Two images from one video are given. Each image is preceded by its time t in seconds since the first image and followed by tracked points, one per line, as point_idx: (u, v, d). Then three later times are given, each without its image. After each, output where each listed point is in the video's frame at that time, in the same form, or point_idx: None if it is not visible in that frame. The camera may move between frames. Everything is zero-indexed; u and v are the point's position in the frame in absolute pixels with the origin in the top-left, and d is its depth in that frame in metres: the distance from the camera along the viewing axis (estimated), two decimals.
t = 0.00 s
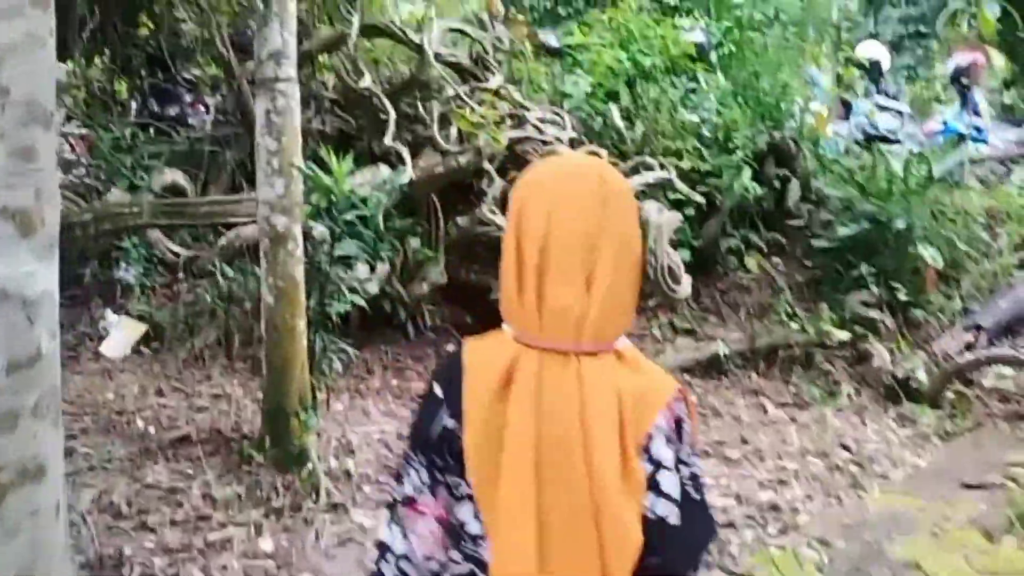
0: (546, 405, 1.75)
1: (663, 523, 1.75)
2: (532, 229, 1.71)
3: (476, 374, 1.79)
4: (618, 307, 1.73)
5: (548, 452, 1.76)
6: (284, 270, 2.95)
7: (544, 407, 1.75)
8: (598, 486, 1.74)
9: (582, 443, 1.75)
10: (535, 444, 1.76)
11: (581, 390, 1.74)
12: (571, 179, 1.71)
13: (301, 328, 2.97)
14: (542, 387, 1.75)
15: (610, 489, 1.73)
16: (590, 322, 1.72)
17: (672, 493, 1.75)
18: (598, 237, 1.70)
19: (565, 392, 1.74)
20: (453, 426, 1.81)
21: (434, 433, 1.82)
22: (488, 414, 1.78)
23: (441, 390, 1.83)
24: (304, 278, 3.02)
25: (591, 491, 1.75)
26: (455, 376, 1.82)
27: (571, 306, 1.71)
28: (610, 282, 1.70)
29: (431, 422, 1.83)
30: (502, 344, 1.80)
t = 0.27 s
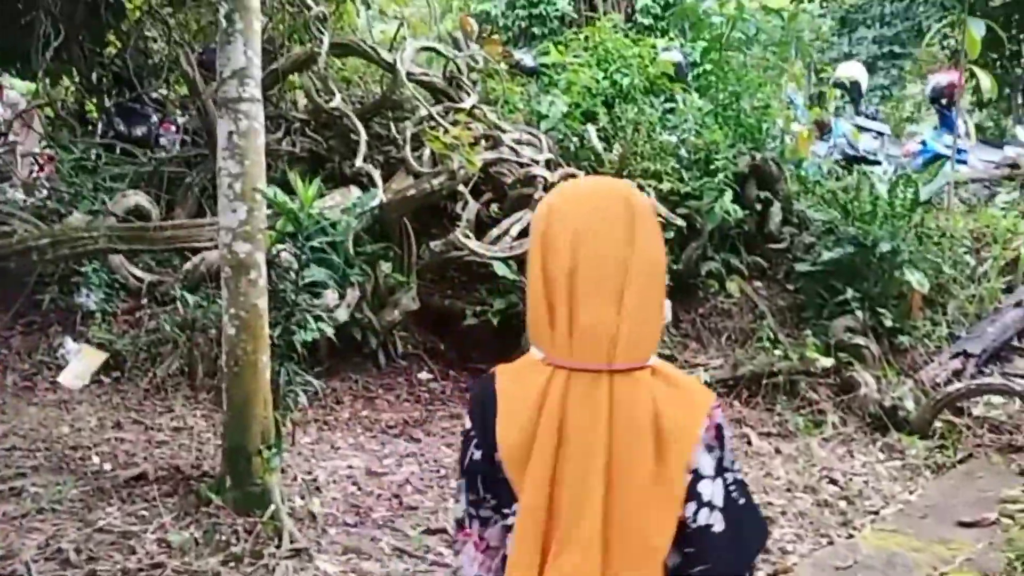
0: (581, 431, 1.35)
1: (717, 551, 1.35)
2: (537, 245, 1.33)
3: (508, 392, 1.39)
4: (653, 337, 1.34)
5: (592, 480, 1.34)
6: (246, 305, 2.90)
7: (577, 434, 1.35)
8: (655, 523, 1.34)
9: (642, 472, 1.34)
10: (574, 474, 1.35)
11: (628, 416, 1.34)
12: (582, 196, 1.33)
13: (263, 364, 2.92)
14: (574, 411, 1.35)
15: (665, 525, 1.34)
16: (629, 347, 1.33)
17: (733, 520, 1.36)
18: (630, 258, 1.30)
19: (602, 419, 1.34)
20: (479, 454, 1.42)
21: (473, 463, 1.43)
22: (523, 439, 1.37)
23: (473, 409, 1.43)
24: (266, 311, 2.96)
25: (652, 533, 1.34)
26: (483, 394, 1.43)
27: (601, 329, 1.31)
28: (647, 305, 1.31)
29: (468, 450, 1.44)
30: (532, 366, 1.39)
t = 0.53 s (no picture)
0: (694, 463, 1.38)
1: None
2: (640, 287, 1.36)
3: (613, 427, 1.41)
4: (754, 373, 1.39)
5: (706, 511, 1.38)
6: (215, 327, 2.79)
7: (690, 466, 1.38)
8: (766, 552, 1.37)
9: (757, 502, 1.38)
10: (690, 507, 1.38)
11: (740, 448, 1.38)
12: (685, 239, 1.37)
13: (231, 391, 2.78)
14: (688, 447, 1.38)
15: (771, 557, 1.38)
16: (739, 382, 1.37)
17: (827, 549, 1.40)
18: (737, 297, 1.36)
19: (715, 453, 1.38)
20: (584, 489, 1.42)
21: (571, 499, 1.42)
22: (632, 473, 1.39)
23: (571, 445, 1.43)
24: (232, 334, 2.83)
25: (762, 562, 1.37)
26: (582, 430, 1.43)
27: (712, 366, 1.35)
28: (753, 341, 1.36)
29: (566, 487, 1.43)
30: (635, 402, 1.41)
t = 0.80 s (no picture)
0: (804, 440, 1.27)
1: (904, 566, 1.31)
2: (741, 263, 1.26)
3: (706, 399, 1.30)
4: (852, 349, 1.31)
5: (816, 491, 1.27)
6: (185, 341, 2.63)
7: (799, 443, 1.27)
8: (867, 538, 1.28)
9: (861, 481, 1.29)
10: (800, 483, 1.28)
11: (845, 431, 1.29)
12: (790, 217, 1.27)
13: (201, 409, 2.63)
14: (796, 421, 1.28)
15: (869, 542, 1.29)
16: (842, 360, 1.29)
17: (916, 533, 1.33)
18: (842, 274, 1.28)
19: (822, 436, 1.28)
20: (672, 465, 1.29)
21: (657, 474, 1.30)
22: (732, 450, 1.28)
23: (659, 414, 1.31)
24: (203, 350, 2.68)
25: (860, 549, 1.28)
26: (672, 397, 1.32)
27: (817, 346, 1.27)
28: (856, 319, 1.29)
29: (652, 459, 1.31)
30: (728, 376, 1.30)
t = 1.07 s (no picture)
0: (856, 436, 1.20)
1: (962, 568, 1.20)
2: (768, 254, 1.20)
3: (750, 397, 1.22)
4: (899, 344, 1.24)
5: (868, 490, 1.20)
6: (151, 347, 2.47)
7: (851, 439, 1.19)
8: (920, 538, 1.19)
9: (914, 477, 1.20)
10: (853, 482, 1.20)
11: (898, 425, 1.21)
12: (819, 207, 1.21)
13: (168, 419, 2.48)
14: (848, 415, 1.20)
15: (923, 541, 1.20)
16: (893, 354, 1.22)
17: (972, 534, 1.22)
18: (888, 269, 1.22)
19: (874, 430, 1.20)
20: (715, 466, 1.21)
21: (698, 476, 1.21)
22: (777, 448, 1.20)
23: (698, 414, 1.23)
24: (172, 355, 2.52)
25: (920, 549, 1.19)
26: (713, 397, 1.24)
27: (870, 341, 1.20)
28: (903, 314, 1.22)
29: (691, 460, 1.22)
30: (773, 373, 1.23)
